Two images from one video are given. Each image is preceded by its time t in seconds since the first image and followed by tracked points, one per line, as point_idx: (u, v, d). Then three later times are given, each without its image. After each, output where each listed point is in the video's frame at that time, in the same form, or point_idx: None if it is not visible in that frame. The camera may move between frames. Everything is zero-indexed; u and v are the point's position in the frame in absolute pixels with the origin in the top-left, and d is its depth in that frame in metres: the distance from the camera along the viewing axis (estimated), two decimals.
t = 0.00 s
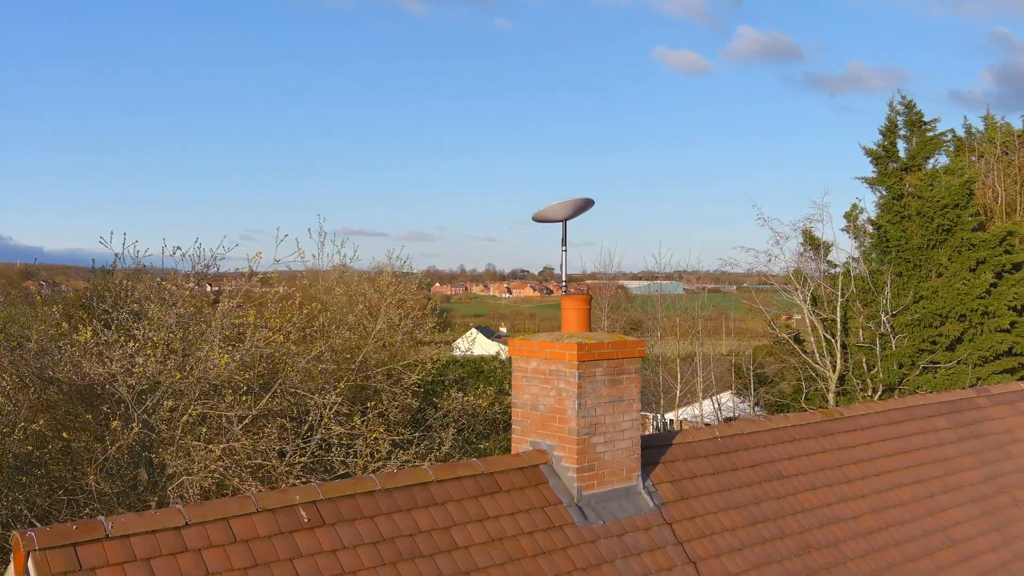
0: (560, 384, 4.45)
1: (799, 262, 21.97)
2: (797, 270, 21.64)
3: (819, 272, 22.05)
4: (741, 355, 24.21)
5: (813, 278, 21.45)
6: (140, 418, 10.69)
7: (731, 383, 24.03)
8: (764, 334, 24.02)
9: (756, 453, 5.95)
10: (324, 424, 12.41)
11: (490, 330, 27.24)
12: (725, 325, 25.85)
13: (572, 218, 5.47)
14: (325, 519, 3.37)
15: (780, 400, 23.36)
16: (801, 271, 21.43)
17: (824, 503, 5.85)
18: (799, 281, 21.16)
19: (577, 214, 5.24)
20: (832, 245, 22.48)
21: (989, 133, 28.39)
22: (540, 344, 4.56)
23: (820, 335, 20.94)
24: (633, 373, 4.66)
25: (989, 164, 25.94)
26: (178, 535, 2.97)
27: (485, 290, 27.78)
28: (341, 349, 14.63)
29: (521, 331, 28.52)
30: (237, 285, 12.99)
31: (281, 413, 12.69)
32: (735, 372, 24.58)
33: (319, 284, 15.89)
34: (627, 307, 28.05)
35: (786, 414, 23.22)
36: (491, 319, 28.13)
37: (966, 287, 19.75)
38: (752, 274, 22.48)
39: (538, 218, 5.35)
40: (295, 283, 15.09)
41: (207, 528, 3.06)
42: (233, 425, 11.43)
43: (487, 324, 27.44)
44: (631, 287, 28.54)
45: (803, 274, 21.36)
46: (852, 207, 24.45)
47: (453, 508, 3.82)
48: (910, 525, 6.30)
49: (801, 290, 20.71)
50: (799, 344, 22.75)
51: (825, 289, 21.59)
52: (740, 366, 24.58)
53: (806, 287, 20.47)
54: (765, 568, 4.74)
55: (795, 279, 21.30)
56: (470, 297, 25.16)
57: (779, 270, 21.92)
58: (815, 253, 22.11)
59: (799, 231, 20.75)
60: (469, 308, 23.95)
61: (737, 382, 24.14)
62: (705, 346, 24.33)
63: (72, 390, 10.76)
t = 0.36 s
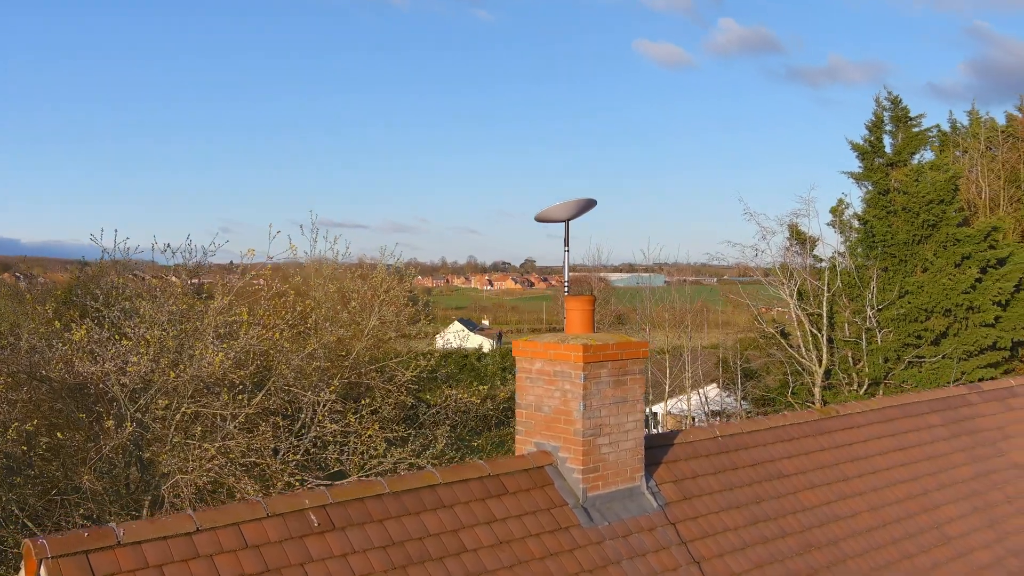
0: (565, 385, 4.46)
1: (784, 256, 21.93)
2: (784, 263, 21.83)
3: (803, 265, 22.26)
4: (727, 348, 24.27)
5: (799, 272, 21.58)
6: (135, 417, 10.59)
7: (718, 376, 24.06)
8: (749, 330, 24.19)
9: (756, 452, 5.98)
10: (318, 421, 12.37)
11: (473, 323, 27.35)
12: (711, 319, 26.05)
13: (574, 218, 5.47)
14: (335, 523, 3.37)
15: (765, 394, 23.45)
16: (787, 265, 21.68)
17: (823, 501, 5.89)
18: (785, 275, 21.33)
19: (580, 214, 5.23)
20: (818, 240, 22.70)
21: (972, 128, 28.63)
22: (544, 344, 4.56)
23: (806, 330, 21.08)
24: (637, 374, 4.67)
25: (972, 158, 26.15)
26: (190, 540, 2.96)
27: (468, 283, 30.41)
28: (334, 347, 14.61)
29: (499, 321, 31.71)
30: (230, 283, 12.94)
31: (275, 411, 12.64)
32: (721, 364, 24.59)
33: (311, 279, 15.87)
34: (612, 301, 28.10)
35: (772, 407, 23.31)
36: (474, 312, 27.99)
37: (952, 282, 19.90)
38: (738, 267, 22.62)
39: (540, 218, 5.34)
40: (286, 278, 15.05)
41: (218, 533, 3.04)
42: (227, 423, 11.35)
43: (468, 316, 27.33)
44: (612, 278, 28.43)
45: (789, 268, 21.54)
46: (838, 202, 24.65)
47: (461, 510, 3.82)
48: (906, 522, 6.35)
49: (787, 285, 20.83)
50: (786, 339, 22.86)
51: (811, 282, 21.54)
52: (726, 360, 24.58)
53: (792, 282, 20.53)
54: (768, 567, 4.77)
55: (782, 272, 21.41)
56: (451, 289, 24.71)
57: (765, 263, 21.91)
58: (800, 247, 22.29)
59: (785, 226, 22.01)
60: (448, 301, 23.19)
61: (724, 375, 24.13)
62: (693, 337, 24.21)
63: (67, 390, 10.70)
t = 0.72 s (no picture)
0: (570, 386, 4.46)
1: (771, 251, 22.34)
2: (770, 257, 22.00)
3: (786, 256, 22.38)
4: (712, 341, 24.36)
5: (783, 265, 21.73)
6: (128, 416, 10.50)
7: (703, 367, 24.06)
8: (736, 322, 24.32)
9: (755, 451, 6.02)
10: (312, 418, 12.31)
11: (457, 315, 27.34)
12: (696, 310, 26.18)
13: (576, 218, 5.46)
14: (345, 528, 3.36)
15: (751, 385, 23.59)
16: (773, 258, 21.82)
17: (822, 499, 5.93)
18: (771, 270, 21.41)
19: (582, 215, 5.23)
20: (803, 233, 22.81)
21: (956, 121, 28.82)
22: (549, 346, 4.56)
23: (792, 323, 21.21)
24: (641, 375, 4.68)
25: (956, 152, 26.30)
26: (201, 547, 2.95)
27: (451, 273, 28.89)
28: (329, 344, 14.56)
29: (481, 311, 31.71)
30: (223, 282, 12.89)
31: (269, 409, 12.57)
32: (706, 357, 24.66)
33: (300, 274, 15.80)
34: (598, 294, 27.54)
35: (756, 400, 23.38)
36: (457, 303, 27.72)
37: (937, 276, 20.09)
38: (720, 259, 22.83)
39: (543, 219, 5.33)
40: (274, 272, 14.95)
41: (230, 539, 3.03)
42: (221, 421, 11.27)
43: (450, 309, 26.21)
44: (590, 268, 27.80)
45: (775, 262, 21.65)
46: (824, 195, 24.78)
47: (468, 513, 3.82)
48: (903, 519, 6.41)
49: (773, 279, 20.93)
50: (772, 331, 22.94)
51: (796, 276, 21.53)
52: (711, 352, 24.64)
53: (778, 276, 20.65)
54: (770, 566, 4.80)
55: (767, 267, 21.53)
56: (437, 278, 23.34)
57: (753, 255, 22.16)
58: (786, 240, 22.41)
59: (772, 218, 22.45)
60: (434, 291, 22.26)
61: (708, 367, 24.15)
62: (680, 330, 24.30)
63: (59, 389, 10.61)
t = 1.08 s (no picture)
0: (575, 388, 4.47)
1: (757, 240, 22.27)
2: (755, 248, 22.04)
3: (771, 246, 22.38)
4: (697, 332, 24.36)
5: (769, 257, 21.74)
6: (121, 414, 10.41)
7: (688, 359, 24.00)
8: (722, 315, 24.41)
9: (754, 449, 6.05)
10: (305, 415, 12.25)
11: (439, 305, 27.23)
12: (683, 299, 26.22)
13: (578, 218, 5.45)
14: (355, 533, 3.35)
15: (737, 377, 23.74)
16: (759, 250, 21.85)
17: (820, 498, 5.98)
18: (757, 263, 21.42)
19: (584, 215, 5.23)
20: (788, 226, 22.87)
21: (939, 114, 29.00)
22: (553, 348, 4.56)
23: (778, 315, 21.30)
24: (644, 376, 4.70)
25: (939, 146, 26.50)
26: (213, 555, 2.94)
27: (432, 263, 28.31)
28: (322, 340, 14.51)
29: (462, 300, 31.60)
30: (215, 279, 12.82)
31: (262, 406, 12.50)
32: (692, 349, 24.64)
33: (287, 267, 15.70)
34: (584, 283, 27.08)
35: (741, 392, 23.41)
36: (438, 292, 27.55)
37: (922, 268, 20.29)
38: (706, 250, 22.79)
39: (544, 219, 5.32)
40: (261, 265, 14.85)
41: (241, 547, 3.03)
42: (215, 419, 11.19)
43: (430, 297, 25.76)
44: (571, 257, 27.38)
45: (761, 255, 21.69)
46: (809, 188, 24.88)
47: (476, 517, 3.82)
48: (898, 516, 6.47)
49: (759, 272, 20.95)
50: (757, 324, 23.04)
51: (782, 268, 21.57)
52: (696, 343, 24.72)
53: (764, 269, 20.66)
54: (771, 565, 4.84)
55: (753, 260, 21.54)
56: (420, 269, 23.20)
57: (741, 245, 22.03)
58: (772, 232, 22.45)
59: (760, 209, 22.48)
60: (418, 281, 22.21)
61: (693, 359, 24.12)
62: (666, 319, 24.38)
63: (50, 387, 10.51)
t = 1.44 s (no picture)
0: (579, 390, 4.47)
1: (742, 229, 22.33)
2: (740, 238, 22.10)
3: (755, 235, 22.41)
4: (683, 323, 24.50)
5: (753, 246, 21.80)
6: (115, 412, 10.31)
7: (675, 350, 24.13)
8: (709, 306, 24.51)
9: (753, 448, 6.09)
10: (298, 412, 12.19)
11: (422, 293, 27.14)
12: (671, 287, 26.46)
13: (578, 219, 5.45)
14: (363, 540, 3.35)
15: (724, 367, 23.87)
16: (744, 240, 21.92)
17: (818, 496, 6.02)
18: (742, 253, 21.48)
19: (586, 217, 5.22)
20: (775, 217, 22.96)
21: (924, 105, 29.18)
22: (556, 350, 4.56)
23: (764, 306, 21.38)
24: (647, 378, 4.71)
25: (924, 137, 26.66)
26: (223, 565, 2.93)
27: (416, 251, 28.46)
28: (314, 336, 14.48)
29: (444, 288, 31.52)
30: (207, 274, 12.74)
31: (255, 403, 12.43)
32: (678, 340, 24.79)
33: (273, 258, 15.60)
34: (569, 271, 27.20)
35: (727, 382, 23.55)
36: (420, 280, 27.44)
37: (907, 261, 20.39)
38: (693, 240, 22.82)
39: (546, 219, 5.31)
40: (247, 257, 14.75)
41: (251, 556, 3.02)
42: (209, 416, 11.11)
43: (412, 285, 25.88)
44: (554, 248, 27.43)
45: (747, 245, 21.75)
46: (795, 179, 25.01)
47: (482, 521, 3.83)
48: (894, 513, 6.53)
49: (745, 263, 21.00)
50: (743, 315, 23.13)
51: (768, 259, 21.69)
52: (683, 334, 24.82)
53: (749, 259, 20.72)
54: (771, 565, 4.87)
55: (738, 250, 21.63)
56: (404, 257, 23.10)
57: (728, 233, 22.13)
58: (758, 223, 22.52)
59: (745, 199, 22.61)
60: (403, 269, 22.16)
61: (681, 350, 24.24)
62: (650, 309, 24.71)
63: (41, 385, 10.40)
